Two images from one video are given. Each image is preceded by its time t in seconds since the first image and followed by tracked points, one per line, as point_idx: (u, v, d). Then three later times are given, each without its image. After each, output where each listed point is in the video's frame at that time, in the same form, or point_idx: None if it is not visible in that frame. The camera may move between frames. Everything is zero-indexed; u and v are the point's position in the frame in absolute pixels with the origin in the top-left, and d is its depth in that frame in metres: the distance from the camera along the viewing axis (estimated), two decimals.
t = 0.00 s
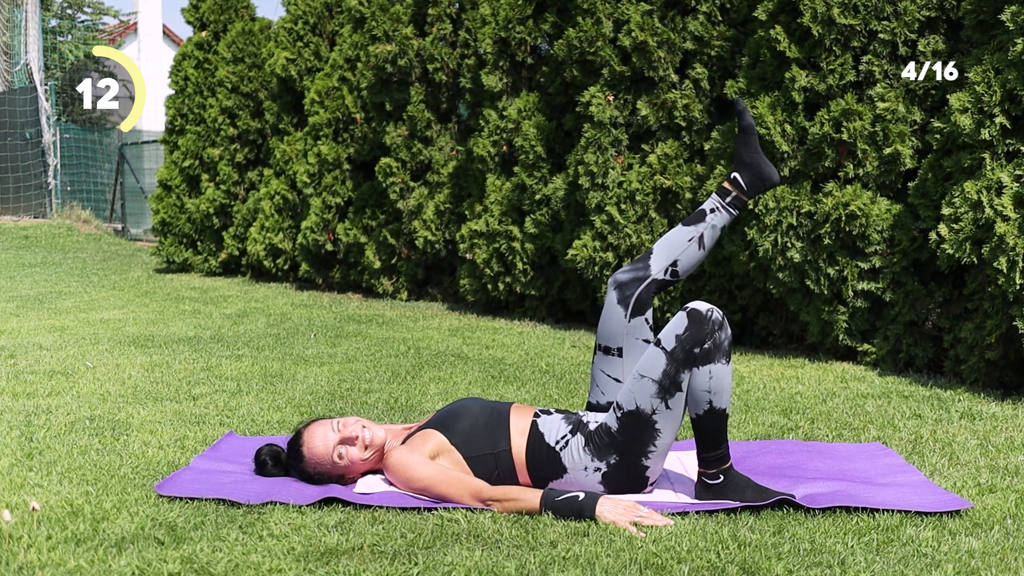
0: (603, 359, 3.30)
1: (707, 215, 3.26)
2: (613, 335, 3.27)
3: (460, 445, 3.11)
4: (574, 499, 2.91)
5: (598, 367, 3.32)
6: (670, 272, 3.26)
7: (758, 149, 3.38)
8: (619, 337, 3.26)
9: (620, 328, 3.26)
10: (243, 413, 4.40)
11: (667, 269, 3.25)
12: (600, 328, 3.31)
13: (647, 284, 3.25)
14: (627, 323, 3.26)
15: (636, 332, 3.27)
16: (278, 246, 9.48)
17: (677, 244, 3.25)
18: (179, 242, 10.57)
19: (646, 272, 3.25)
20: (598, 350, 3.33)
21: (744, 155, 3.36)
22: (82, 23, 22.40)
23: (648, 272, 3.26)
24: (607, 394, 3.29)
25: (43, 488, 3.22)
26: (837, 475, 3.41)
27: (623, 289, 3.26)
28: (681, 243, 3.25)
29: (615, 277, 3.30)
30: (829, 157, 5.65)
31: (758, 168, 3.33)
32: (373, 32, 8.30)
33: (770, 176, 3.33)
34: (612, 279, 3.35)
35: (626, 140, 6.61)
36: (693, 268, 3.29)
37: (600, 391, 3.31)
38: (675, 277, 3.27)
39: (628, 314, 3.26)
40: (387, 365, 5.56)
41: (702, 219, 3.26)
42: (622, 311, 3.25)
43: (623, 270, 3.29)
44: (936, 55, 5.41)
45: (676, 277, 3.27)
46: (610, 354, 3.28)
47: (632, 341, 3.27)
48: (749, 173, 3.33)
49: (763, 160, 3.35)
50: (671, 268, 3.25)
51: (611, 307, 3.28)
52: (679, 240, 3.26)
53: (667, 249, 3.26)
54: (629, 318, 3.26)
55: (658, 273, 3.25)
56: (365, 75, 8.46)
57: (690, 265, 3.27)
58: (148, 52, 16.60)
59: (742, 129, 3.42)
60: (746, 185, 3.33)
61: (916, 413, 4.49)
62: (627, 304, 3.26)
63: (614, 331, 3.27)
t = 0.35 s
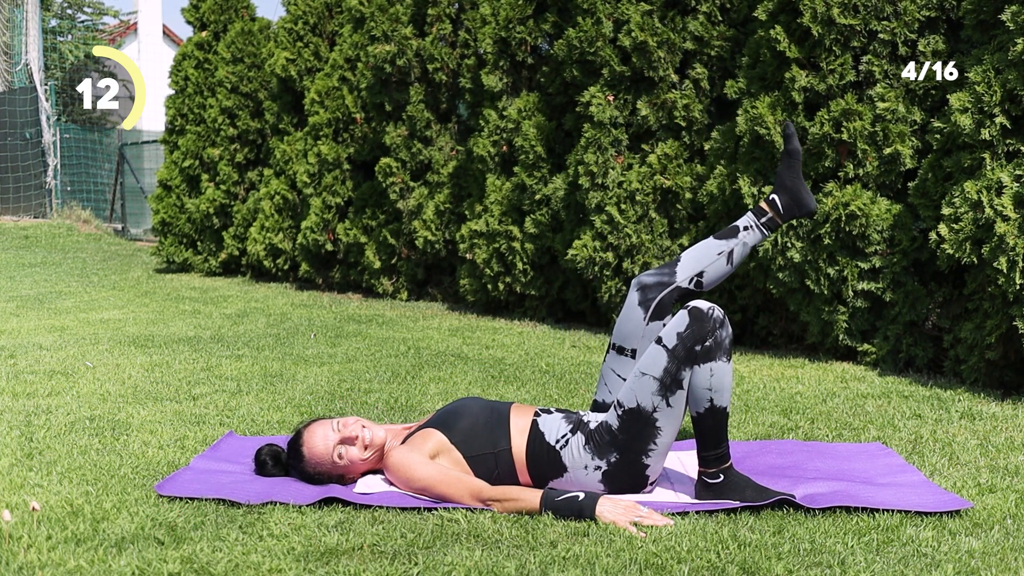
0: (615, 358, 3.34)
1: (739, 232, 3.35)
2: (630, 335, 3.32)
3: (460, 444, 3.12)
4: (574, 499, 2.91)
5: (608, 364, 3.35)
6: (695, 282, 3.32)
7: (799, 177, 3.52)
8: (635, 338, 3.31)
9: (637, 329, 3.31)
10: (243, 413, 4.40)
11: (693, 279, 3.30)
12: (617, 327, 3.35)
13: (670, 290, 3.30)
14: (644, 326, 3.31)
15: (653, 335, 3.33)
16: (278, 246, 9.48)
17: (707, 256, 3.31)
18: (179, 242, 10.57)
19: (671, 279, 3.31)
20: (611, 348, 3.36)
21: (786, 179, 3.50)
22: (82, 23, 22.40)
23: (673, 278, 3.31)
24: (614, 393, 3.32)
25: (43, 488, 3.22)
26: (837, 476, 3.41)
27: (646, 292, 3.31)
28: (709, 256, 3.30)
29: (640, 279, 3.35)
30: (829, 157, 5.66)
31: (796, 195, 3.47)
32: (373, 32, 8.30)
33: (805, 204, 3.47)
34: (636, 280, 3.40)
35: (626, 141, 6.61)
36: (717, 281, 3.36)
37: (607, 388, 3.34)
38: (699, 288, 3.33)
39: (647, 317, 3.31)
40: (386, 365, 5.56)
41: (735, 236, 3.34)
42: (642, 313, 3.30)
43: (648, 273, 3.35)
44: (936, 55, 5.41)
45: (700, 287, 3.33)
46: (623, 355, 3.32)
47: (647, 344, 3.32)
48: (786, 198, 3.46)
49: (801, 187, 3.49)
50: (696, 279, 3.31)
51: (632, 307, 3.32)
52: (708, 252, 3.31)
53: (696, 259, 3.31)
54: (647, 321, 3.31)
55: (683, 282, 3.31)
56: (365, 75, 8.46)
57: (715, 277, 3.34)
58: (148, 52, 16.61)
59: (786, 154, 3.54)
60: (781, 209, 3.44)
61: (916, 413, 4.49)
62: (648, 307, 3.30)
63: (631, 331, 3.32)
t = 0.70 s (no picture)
0: (607, 329, 3.20)
1: (733, 205, 3.13)
2: (620, 307, 3.15)
3: (453, 437, 3.12)
4: (575, 499, 2.91)
5: (600, 336, 3.22)
6: (686, 253, 3.12)
7: (797, 148, 3.27)
8: (626, 311, 3.14)
9: (628, 301, 3.13)
10: (243, 413, 4.40)
11: (683, 250, 3.10)
12: (607, 298, 3.18)
13: (660, 261, 3.10)
14: (635, 298, 3.12)
15: (643, 307, 3.15)
16: (278, 246, 9.48)
17: (698, 227, 3.10)
18: (179, 242, 10.57)
19: (662, 249, 3.10)
20: (603, 319, 3.21)
21: (782, 152, 3.25)
22: (81, 23, 22.41)
23: (664, 249, 3.10)
24: (607, 363, 3.21)
25: (43, 488, 3.22)
26: (837, 476, 3.41)
27: (636, 262, 3.11)
28: (701, 228, 3.10)
29: (630, 248, 3.14)
30: (829, 157, 5.66)
31: (793, 168, 3.22)
32: (372, 32, 8.30)
33: (802, 178, 3.23)
34: (625, 248, 3.19)
35: (626, 140, 6.62)
36: (709, 254, 3.16)
37: (600, 359, 3.23)
38: (690, 261, 3.13)
39: (638, 288, 3.12)
40: (386, 365, 5.56)
41: (728, 208, 3.12)
42: (632, 284, 3.11)
43: (638, 243, 3.13)
44: (936, 55, 5.41)
45: (691, 260, 3.13)
46: (615, 326, 3.17)
47: (640, 315, 3.15)
48: (783, 170, 3.22)
49: (799, 159, 3.25)
50: (687, 250, 3.11)
51: (621, 279, 3.13)
52: (701, 224, 3.11)
53: (686, 230, 3.10)
54: (638, 293, 3.12)
55: (674, 253, 3.10)
56: (365, 75, 8.46)
57: (707, 250, 3.13)
58: (148, 52, 16.61)
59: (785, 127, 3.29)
60: (777, 182, 3.21)
61: (916, 413, 4.49)
62: (638, 278, 3.11)
63: (621, 303, 3.14)
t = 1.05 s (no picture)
0: (545, 272, 3.35)
1: (614, 111, 3.36)
2: (548, 245, 3.32)
3: (434, 426, 3.16)
4: (572, 499, 2.91)
5: (543, 282, 3.36)
6: (588, 172, 3.33)
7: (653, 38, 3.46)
8: (554, 246, 3.31)
9: (553, 237, 3.31)
10: (243, 413, 4.40)
11: (585, 169, 3.32)
12: (536, 243, 3.36)
13: (567, 188, 3.31)
14: (558, 231, 3.30)
15: (569, 238, 3.31)
16: (278, 246, 9.48)
17: (590, 144, 3.33)
18: (179, 242, 10.57)
19: (565, 177, 3.32)
20: (540, 265, 3.37)
21: (639, 46, 3.43)
22: (82, 23, 22.41)
23: (567, 176, 3.32)
24: (558, 305, 3.31)
25: (43, 488, 3.22)
26: (837, 476, 3.41)
27: (547, 199, 3.32)
28: (593, 142, 3.33)
29: (538, 190, 3.36)
30: (829, 157, 5.66)
31: (656, 55, 3.40)
32: (372, 32, 8.30)
33: (667, 60, 3.40)
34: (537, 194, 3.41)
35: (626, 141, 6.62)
36: (611, 165, 3.37)
37: (551, 303, 3.33)
38: (595, 177, 3.34)
39: (557, 221, 3.30)
40: (386, 365, 5.56)
41: (609, 116, 3.35)
42: (551, 219, 3.30)
43: (543, 182, 3.35)
44: (936, 55, 5.40)
45: (595, 176, 3.34)
46: (550, 266, 3.33)
47: (568, 246, 3.31)
48: (648, 62, 3.40)
49: (659, 45, 3.43)
50: (588, 168, 3.33)
51: (540, 218, 3.33)
52: (591, 140, 3.34)
53: (581, 150, 3.33)
54: (559, 226, 3.30)
55: (577, 176, 3.32)
56: (365, 75, 8.46)
57: (606, 162, 3.36)
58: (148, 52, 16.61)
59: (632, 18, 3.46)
60: (646, 75, 3.40)
61: (916, 413, 4.49)
62: (554, 211, 3.30)
63: (548, 241, 3.32)
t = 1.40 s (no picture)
0: (548, 279, 3.34)
1: (615, 117, 3.36)
2: (552, 253, 3.31)
3: (438, 428, 3.16)
4: (572, 499, 2.91)
5: (546, 289, 3.34)
6: (592, 179, 3.33)
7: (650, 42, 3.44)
8: (558, 253, 3.30)
9: (556, 244, 3.30)
10: (243, 413, 4.40)
11: (587, 175, 3.31)
12: (539, 251, 3.35)
13: (571, 195, 3.30)
14: (562, 239, 3.30)
15: (572, 245, 3.31)
16: (278, 246, 9.48)
17: (592, 150, 3.32)
18: (179, 242, 10.57)
19: (568, 184, 3.31)
20: (543, 273, 3.36)
21: (637, 50, 3.41)
22: (82, 23, 22.41)
23: (571, 183, 3.31)
24: (562, 313, 3.29)
25: (43, 488, 3.22)
26: (837, 476, 3.41)
27: (550, 206, 3.32)
28: (595, 149, 3.32)
29: (542, 197, 3.35)
30: (829, 157, 5.66)
31: (654, 59, 3.39)
32: (372, 32, 8.30)
33: (666, 65, 3.39)
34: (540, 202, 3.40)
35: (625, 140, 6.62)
36: (614, 171, 3.37)
37: (554, 311, 3.31)
38: (598, 183, 3.33)
39: (561, 229, 3.30)
40: (386, 365, 5.56)
41: (611, 121, 3.35)
42: (554, 227, 3.30)
43: (547, 189, 3.35)
44: (936, 55, 5.40)
45: (599, 182, 3.33)
46: (554, 273, 3.32)
47: (572, 253, 3.30)
48: (647, 66, 3.39)
49: (656, 49, 3.41)
50: (591, 175, 3.32)
51: (543, 226, 3.32)
52: (593, 146, 3.33)
53: (583, 158, 3.32)
54: (563, 233, 3.30)
55: (580, 183, 3.31)
56: (365, 75, 8.46)
57: (609, 167, 3.35)
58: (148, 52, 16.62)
59: (628, 24, 3.44)
60: (646, 80, 3.38)
61: (916, 412, 4.49)
62: (558, 219, 3.30)
63: (552, 249, 3.31)
